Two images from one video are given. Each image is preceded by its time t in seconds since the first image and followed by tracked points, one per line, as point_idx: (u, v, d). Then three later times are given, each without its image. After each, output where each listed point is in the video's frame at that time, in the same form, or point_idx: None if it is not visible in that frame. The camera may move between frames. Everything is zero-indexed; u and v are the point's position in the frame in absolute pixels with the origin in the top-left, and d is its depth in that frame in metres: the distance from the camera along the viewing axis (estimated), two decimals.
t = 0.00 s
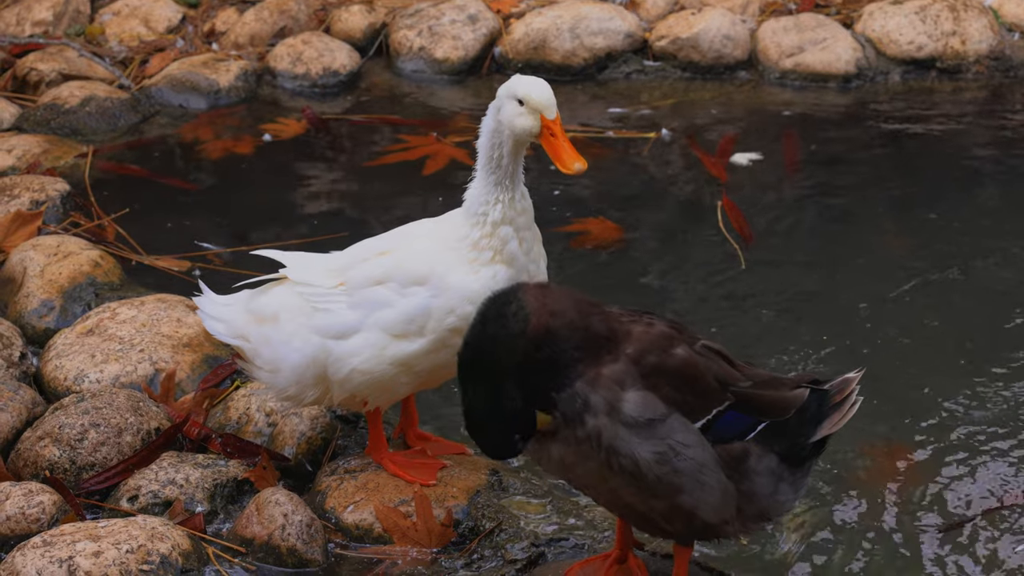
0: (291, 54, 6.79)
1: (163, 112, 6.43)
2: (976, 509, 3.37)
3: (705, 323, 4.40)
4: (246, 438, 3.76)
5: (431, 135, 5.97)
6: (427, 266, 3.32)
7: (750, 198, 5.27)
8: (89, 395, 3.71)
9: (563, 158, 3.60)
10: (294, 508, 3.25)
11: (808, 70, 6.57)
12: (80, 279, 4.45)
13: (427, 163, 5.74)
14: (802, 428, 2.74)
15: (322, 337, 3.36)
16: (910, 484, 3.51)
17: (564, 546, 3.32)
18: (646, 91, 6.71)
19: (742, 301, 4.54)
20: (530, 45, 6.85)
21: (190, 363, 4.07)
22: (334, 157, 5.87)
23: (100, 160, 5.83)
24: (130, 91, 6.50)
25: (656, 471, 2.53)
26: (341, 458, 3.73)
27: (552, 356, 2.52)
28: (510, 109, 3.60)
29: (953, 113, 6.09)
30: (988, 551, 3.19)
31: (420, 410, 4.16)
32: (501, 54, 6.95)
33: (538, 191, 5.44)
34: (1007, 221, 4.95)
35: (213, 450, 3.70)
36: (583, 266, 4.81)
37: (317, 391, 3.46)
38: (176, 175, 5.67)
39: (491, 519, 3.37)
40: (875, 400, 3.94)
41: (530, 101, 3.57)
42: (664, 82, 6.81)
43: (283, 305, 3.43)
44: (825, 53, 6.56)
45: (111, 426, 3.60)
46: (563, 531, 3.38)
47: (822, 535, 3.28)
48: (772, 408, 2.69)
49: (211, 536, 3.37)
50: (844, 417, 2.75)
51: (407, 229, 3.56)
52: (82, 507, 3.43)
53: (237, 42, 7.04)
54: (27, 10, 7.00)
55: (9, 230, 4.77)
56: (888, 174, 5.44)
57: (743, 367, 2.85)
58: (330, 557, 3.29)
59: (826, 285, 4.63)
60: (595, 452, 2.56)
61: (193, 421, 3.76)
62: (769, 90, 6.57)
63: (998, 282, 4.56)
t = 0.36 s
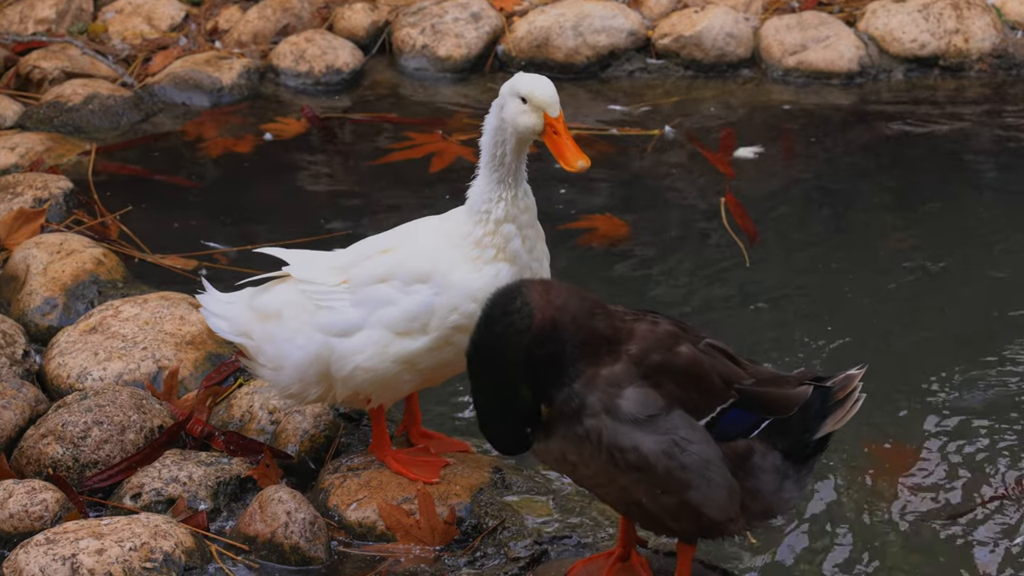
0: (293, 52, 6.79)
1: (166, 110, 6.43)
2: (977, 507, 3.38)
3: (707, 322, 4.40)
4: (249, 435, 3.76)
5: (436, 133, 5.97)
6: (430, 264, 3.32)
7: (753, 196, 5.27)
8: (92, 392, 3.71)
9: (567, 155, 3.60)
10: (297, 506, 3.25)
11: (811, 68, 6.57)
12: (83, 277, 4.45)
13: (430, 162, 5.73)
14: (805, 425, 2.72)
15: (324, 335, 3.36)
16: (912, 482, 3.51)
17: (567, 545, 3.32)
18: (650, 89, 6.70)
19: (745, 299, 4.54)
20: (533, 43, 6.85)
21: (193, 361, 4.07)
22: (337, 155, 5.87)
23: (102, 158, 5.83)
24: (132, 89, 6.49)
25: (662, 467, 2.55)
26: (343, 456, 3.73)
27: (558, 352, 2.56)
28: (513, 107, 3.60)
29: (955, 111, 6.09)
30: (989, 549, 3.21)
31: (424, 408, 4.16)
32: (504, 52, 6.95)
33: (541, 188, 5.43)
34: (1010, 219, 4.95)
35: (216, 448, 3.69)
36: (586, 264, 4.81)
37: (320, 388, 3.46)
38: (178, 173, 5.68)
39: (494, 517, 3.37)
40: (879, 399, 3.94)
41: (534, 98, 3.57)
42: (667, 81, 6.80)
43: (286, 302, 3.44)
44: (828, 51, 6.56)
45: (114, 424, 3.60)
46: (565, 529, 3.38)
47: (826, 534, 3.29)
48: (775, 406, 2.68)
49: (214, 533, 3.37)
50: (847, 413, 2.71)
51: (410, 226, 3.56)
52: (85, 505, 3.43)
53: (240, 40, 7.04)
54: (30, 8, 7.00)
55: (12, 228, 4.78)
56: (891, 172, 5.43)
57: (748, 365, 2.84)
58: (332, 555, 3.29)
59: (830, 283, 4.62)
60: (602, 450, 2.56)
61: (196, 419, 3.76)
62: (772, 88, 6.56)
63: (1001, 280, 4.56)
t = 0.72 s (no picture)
0: (297, 50, 6.80)
1: (169, 108, 6.43)
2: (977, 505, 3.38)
3: (710, 320, 4.40)
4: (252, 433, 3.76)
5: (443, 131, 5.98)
6: (433, 262, 3.32)
7: (756, 194, 5.27)
8: (95, 390, 3.71)
9: (569, 153, 3.59)
10: (300, 503, 3.25)
11: (814, 66, 6.56)
12: (86, 275, 4.45)
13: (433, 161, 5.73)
14: (808, 423, 2.73)
15: (327, 332, 3.36)
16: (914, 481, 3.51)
17: (570, 542, 3.30)
18: (653, 87, 6.70)
19: (747, 297, 4.54)
20: (536, 41, 6.85)
21: (196, 359, 4.07)
22: (340, 153, 5.87)
23: (105, 156, 5.83)
24: (135, 87, 6.50)
25: (667, 466, 2.54)
26: (346, 453, 3.73)
27: (562, 348, 2.55)
28: (516, 105, 3.60)
29: (958, 109, 6.09)
30: (990, 547, 3.21)
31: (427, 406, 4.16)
32: (507, 50, 6.95)
33: (544, 186, 5.43)
34: (1013, 218, 4.94)
35: (219, 446, 3.70)
36: (588, 262, 4.81)
37: (323, 386, 3.46)
38: (181, 171, 5.68)
39: (497, 515, 3.37)
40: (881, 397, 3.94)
41: (537, 96, 3.56)
42: (670, 78, 6.80)
43: (289, 300, 3.44)
44: (831, 49, 6.56)
45: (117, 422, 3.60)
46: (568, 527, 3.36)
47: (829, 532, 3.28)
48: (778, 404, 2.68)
49: (217, 531, 3.37)
50: (850, 412, 2.73)
51: (413, 223, 3.56)
52: (87, 502, 3.43)
53: (243, 38, 7.04)
54: (33, 5, 7.00)
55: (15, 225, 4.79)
56: (894, 170, 5.43)
57: (750, 363, 2.84)
58: (335, 552, 3.29)
59: (832, 281, 4.62)
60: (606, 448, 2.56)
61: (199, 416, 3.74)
62: (774, 86, 6.56)
63: (1004, 278, 4.56)
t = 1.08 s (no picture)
0: (300, 48, 6.80)
1: (172, 106, 6.44)
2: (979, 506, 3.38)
3: (713, 318, 4.40)
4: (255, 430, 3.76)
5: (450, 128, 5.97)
6: (435, 259, 3.32)
7: (759, 192, 5.26)
8: (98, 387, 3.71)
9: (573, 150, 3.57)
10: (303, 501, 3.25)
11: (817, 64, 6.56)
12: (89, 272, 4.45)
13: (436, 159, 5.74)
14: (811, 419, 2.72)
15: (330, 329, 3.36)
16: (915, 482, 3.52)
17: (573, 540, 3.31)
18: (655, 85, 6.70)
19: (750, 295, 4.54)
20: (539, 38, 6.85)
21: (199, 356, 4.07)
22: (343, 151, 5.87)
23: (108, 153, 5.83)
24: (138, 85, 6.50)
25: (674, 463, 2.54)
26: (349, 451, 3.73)
27: (562, 349, 2.55)
28: (519, 104, 3.60)
29: (962, 107, 6.09)
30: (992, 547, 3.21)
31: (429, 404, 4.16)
32: (510, 48, 6.95)
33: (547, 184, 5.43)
34: (1016, 216, 4.94)
35: (221, 443, 3.69)
36: (591, 259, 4.81)
37: (326, 383, 3.46)
38: (183, 168, 5.68)
39: (500, 512, 3.37)
40: (884, 395, 3.94)
41: (539, 94, 3.57)
42: (673, 76, 6.80)
43: (292, 297, 3.44)
44: (834, 46, 6.55)
45: (120, 419, 3.60)
46: (571, 524, 3.37)
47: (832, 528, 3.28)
48: (781, 401, 2.68)
49: (220, 528, 3.37)
50: (854, 407, 2.71)
51: (416, 221, 3.56)
52: (90, 500, 3.43)
53: (246, 35, 7.04)
54: (36, 3, 7.01)
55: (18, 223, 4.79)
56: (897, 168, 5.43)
57: (754, 360, 2.84)
58: (338, 550, 3.29)
59: (836, 279, 4.62)
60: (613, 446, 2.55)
61: (202, 414, 3.74)
62: (777, 83, 6.56)
63: (1008, 276, 4.55)
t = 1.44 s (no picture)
0: (302, 45, 6.80)
1: (175, 103, 6.44)
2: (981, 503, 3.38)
3: (715, 315, 4.40)
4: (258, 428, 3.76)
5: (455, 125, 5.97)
6: (438, 257, 3.32)
7: (761, 190, 5.26)
8: (101, 385, 3.71)
9: (583, 139, 3.60)
10: (305, 498, 3.25)
11: (820, 61, 6.56)
12: (92, 270, 4.46)
13: (438, 157, 5.74)
14: (815, 416, 2.73)
15: (333, 327, 3.36)
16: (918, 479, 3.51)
17: (576, 537, 3.32)
18: (658, 82, 6.70)
19: (752, 293, 4.54)
20: (542, 36, 6.85)
21: (201, 354, 4.07)
22: (345, 149, 5.87)
23: (111, 151, 5.83)
24: (141, 82, 6.50)
25: (679, 461, 2.54)
26: (352, 449, 3.72)
27: (563, 350, 2.53)
28: (519, 103, 3.59)
29: (964, 104, 6.09)
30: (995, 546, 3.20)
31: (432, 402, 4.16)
32: (513, 46, 6.95)
33: (550, 181, 5.43)
34: (1018, 214, 4.94)
35: (224, 441, 3.69)
36: (594, 257, 4.80)
37: (329, 380, 3.46)
38: (186, 166, 5.68)
39: (503, 510, 3.37)
40: (888, 393, 3.94)
41: (539, 93, 3.57)
42: (676, 74, 6.80)
43: (294, 295, 3.44)
44: (837, 44, 6.55)
45: (122, 416, 3.60)
46: (574, 522, 3.37)
47: (835, 527, 3.28)
48: (785, 398, 2.68)
49: (223, 526, 3.37)
50: (856, 405, 2.73)
51: (418, 219, 3.55)
52: (93, 497, 3.43)
53: (249, 33, 7.04)
54: (39, 1, 7.02)
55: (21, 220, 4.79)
56: (900, 165, 5.43)
57: (755, 358, 2.84)
58: (341, 547, 3.29)
59: (839, 277, 4.62)
60: (617, 444, 2.55)
61: (204, 411, 3.76)
62: (780, 81, 6.56)
63: (1010, 274, 4.55)
